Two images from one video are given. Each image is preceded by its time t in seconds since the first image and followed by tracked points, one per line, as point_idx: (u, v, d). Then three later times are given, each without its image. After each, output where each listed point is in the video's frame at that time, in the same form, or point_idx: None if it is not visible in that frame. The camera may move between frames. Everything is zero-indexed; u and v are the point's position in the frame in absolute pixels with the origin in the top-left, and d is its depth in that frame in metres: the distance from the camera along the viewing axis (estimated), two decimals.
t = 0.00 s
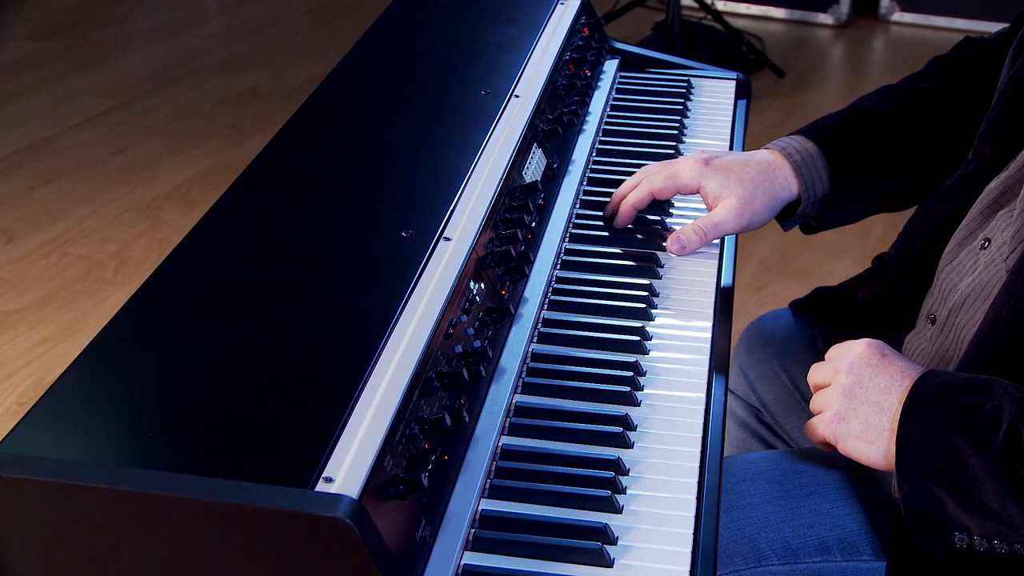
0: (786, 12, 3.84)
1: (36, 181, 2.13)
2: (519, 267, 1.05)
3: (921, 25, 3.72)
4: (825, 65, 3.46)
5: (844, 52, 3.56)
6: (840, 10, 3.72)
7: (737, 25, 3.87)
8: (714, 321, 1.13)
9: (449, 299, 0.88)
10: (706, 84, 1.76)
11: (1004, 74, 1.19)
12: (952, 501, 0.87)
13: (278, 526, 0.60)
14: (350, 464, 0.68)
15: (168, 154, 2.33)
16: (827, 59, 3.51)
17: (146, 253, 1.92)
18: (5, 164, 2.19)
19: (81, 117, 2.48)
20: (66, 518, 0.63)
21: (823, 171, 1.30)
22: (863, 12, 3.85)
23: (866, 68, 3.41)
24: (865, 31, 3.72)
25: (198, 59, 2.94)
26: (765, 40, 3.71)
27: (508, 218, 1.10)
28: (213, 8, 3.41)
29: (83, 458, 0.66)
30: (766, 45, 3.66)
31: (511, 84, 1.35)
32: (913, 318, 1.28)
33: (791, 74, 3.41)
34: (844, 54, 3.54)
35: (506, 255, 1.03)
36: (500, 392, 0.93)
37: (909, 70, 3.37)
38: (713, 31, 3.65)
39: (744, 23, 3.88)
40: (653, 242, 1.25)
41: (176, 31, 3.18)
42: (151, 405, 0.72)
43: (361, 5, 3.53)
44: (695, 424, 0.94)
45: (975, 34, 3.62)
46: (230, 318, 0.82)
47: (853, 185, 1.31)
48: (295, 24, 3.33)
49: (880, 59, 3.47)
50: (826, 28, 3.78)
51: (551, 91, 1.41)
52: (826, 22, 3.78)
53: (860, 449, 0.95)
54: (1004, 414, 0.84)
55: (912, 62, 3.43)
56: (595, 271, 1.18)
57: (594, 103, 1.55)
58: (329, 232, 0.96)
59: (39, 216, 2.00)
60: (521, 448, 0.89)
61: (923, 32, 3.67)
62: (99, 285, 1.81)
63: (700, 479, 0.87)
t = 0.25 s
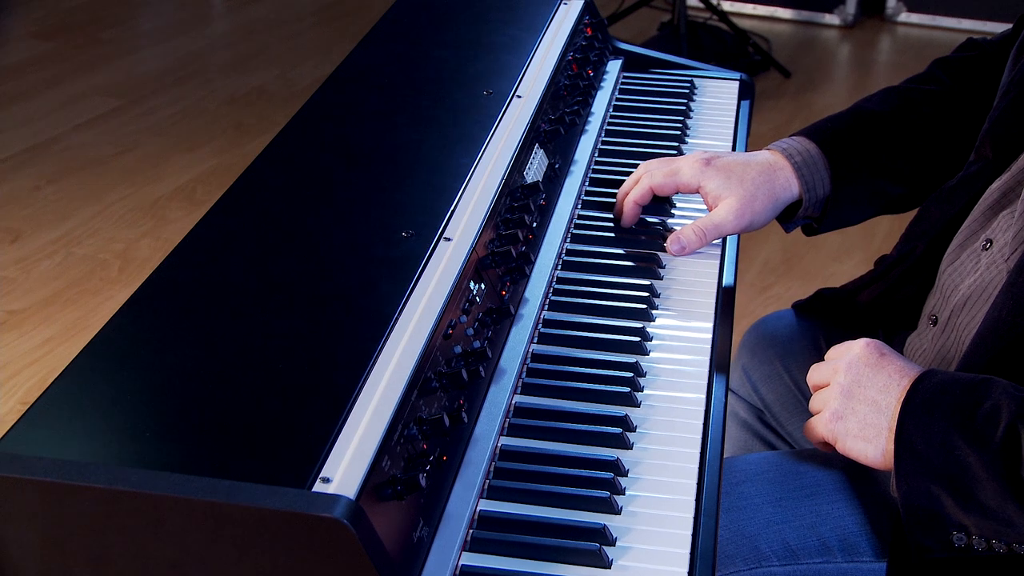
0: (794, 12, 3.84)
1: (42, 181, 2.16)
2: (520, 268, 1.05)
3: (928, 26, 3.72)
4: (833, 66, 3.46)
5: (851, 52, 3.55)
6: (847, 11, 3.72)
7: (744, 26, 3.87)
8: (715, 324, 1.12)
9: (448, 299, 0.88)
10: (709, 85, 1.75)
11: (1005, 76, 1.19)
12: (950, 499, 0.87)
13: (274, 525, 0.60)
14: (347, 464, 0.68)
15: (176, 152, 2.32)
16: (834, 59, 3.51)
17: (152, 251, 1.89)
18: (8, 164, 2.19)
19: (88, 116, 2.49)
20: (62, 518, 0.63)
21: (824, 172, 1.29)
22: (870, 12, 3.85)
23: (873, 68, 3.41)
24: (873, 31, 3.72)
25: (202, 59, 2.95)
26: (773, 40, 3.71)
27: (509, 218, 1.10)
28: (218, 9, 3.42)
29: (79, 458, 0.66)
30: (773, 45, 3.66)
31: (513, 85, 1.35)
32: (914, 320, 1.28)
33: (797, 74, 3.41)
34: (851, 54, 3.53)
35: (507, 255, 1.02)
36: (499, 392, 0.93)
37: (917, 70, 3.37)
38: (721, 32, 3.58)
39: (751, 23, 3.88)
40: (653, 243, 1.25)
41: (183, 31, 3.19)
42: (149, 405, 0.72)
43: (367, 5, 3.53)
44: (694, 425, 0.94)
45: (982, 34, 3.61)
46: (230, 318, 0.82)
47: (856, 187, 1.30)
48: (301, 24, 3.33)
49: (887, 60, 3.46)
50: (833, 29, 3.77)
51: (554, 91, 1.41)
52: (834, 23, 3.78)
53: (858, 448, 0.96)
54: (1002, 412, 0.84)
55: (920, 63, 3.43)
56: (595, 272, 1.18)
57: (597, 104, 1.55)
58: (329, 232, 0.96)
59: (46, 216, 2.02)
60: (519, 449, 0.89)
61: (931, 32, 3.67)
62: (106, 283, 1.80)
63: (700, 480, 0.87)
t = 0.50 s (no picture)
0: (800, 13, 3.84)
1: (48, 180, 2.15)
2: (521, 269, 1.05)
3: (935, 27, 3.71)
4: (839, 67, 3.46)
5: (858, 53, 3.55)
6: (854, 11, 3.72)
7: (750, 26, 3.87)
8: (716, 326, 1.12)
9: (448, 300, 0.88)
10: (713, 85, 1.75)
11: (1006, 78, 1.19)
12: (936, 484, 0.86)
13: (270, 526, 0.60)
14: (344, 465, 0.68)
15: (181, 153, 2.32)
16: (841, 60, 3.51)
17: (157, 251, 1.89)
18: (14, 164, 2.19)
19: (94, 116, 2.49)
20: (60, 518, 0.63)
21: (826, 178, 1.29)
22: (877, 13, 3.84)
23: (880, 69, 3.41)
24: (879, 32, 3.72)
25: (207, 59, 2.95)
26: (779, 41, 3.70)
27: (510, 218, 1.10)
28: (223, 9, 3.42)
29: (78, 458, 0.66)
30: (779, 46, 3.66)
31: (515, 85, 1.35)
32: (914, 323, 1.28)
33: (803, 75, 3.41)
34: (858, 55, 3.53)
35: (507, 256, 1.02)
36: (499, 394, 0.93)
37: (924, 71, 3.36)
38: (726, 32, 3.63)
39: (758, 24, 3.87)
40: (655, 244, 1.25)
41: (189, 31, 3.19)
42: (147, 405, 0.72)
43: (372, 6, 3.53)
44: (695, 426, 0.94)
45: (989, 35, 3.61)
46: (231, 318, 0.82)
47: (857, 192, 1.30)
48: (307, 24, 3.33)
49: (894, 61, 3.46)
50: (839, 29, 3.77)
51: (557, 91, 1.41)
52: (840, 23, 3.78)
53: (845, 432, 0.96)
54: (991, 398, 0.83)
55: (926, 63, 3.42)
56: (596, 272, 1.18)
57: (600, 105, 1.55)
58: (330, 232, 0.96)
59: (52, 216, 2.02)
60: (518, 449, 0.89)
61: (939, 34, 3.67)
62: (111, 283, 1.79)
63: (700, 482, 0.87)
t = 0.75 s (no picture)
0: (807, 14, 3.84)
1: (54, 180, 2.14)
2: (521, 269, 1.05)
3: (942, 27, 3.71)
4: (845, 67, 3.46)
5: (865, 54, 3.55)
6: (860, 12, 3.72)
7: (756, 27, 3.86)
8: (716, 327, 1.11)
9: (448, 300, 0.88)
10: (716, 86, 1.75)
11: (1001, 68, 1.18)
12: (919, 465, 0.88)
13: (267, 526, 0.60)
14: (342, 465, 0.68)
15: (187, 153, 2.31)
16: (847, 61, 3.51)
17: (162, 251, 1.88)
18: (19, 164, 2.19)
19: (99, 116, 2.48)
20: (58, 518, 0.63)
21: (823, 181, 1.29)
22: (884, 14, 3.84)
23: (886, 70, 3.41)
24: (886, 33, 3.72)
25: (212, 59, 2.95)
26: (785, 42, 3.70)
27: (511, 219, 1.10)
28: (228, 8, 3.42)
29: (77, 459, 0.66)
30: (785, 46, 3.66)
31: (518, 85, 1.35)
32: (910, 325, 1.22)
33: (809, 76, 3.41)
34: (864, 56, 3.53)
35: (507, 256, 1.02)
36: (498, 394, 0.93)
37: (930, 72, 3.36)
38: (732, 32, 3.59)
39: (764, 24, 3.87)
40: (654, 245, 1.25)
41: (197, 31, 3.19)
42: (146, 405, 0.72)
43: (377, 6, 3.53)
44: (694, 427, 0.94)
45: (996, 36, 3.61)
46: (231, 318, 0.82)
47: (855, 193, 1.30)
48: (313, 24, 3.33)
49: (900, 62, 3.46)
50: (846, 30, 3.77)
51: (559, 91, 1.41)
52: (846, 24, 3.78)
53: (825, 410, 0.98)
54: (974, 381, 0.85)
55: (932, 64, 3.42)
56: (596, 273, 1.18)
57: (602, 105, 1.55)
58: (331, 232, 0.96)
59: (57, 216, 2.01)
60: (516, 450, 0.89)
61: (946, 34, 3.67)
62: (116, 283, 1.79)
63: (699, 483, 0.87)
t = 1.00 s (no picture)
0: (814, 14, 3.83)
1: (59, 180, 2.14)
2: (522, 269, 1.05)
3: (949, 28, 3.70)
4: (852, 68, 3.45)
5: (871, 54, 3.54)
6: (867, 13, 3.71)
7: (763, 27, 3.86)
8: (715, 329, 1.10)
9: (448, 300, 0.88)
10: (720, 87, 1.75)
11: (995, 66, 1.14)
12: (880, 436, 0.82)
13: (262, 526, 0.60)
14: (340, 465, 0.68)
15: (192, 153, 2.31)
16: (853, 61, 3.50)
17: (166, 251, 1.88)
18: (24, 164, 2.19)
19: (105, 116, 2.49)
20: (59, 518, 0.63)
21: (812, 178, 1.25)
22: (891, 15, 3.84)
23: (892, 71, 3.40)
24: (893, 33, 3.71)
25: (218, 58, 2.95)
26: (791, 42, 3.70)
27: (512, 219, 1.09)
28: (234, 9, 3.43)
29: (78, 458, 0.66)
30: (791, 47, 3.66)
31: (520, 86, 1.35)
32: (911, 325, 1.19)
33: (816, 77, 3.41)
34: (871, 57, 3.52)
35: (508, 256, 1.02)
36: (498, 395, 0.93)
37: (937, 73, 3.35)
38: (739, 33, 3.60)
39: (771, 25, 3.87)
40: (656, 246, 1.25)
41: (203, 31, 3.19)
42: (147, 405, 0.72)
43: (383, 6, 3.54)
44: (695, 428, 0.94)
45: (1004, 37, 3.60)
46: (233, 318, 0.82)
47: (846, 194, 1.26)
48: (319, 24, 3.34)
49: (907, 62, 3.45)
50: (853, 31, 3.77)
51: (561, 91, 1.40)
52: (853, 24, 3.77)
53: (788, 374, 0.86)
54: (942, 354, 0.80)
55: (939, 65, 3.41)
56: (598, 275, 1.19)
57: (605, 105, 1.55)
58: (333, 232, 0.96)
59: (63, 214, 2.01)
60: (516, 451, 0.89)
61: (953, 35, 3.66)
62: (122, 283, 1.79)
63: (699, 484, 0.87)
